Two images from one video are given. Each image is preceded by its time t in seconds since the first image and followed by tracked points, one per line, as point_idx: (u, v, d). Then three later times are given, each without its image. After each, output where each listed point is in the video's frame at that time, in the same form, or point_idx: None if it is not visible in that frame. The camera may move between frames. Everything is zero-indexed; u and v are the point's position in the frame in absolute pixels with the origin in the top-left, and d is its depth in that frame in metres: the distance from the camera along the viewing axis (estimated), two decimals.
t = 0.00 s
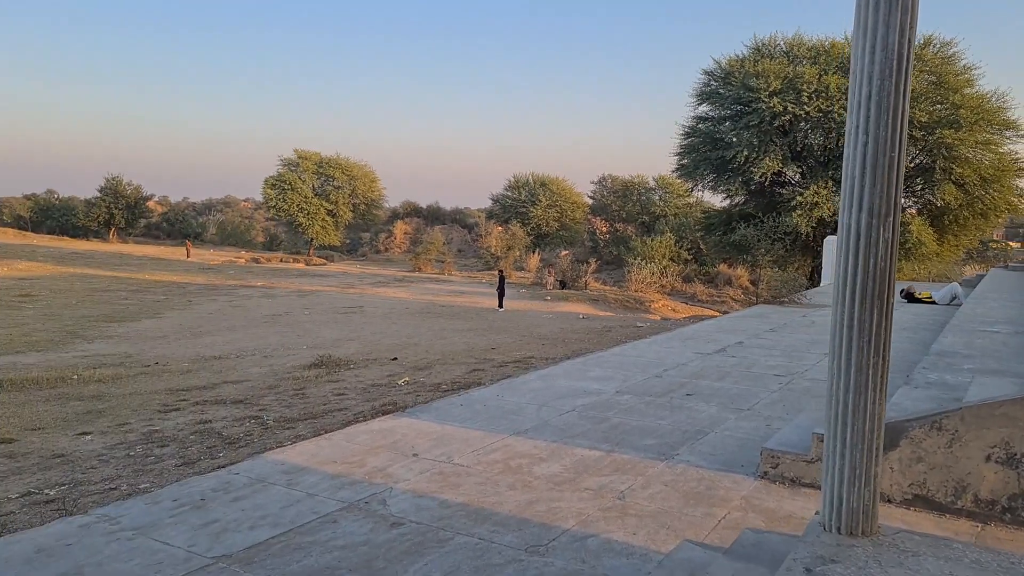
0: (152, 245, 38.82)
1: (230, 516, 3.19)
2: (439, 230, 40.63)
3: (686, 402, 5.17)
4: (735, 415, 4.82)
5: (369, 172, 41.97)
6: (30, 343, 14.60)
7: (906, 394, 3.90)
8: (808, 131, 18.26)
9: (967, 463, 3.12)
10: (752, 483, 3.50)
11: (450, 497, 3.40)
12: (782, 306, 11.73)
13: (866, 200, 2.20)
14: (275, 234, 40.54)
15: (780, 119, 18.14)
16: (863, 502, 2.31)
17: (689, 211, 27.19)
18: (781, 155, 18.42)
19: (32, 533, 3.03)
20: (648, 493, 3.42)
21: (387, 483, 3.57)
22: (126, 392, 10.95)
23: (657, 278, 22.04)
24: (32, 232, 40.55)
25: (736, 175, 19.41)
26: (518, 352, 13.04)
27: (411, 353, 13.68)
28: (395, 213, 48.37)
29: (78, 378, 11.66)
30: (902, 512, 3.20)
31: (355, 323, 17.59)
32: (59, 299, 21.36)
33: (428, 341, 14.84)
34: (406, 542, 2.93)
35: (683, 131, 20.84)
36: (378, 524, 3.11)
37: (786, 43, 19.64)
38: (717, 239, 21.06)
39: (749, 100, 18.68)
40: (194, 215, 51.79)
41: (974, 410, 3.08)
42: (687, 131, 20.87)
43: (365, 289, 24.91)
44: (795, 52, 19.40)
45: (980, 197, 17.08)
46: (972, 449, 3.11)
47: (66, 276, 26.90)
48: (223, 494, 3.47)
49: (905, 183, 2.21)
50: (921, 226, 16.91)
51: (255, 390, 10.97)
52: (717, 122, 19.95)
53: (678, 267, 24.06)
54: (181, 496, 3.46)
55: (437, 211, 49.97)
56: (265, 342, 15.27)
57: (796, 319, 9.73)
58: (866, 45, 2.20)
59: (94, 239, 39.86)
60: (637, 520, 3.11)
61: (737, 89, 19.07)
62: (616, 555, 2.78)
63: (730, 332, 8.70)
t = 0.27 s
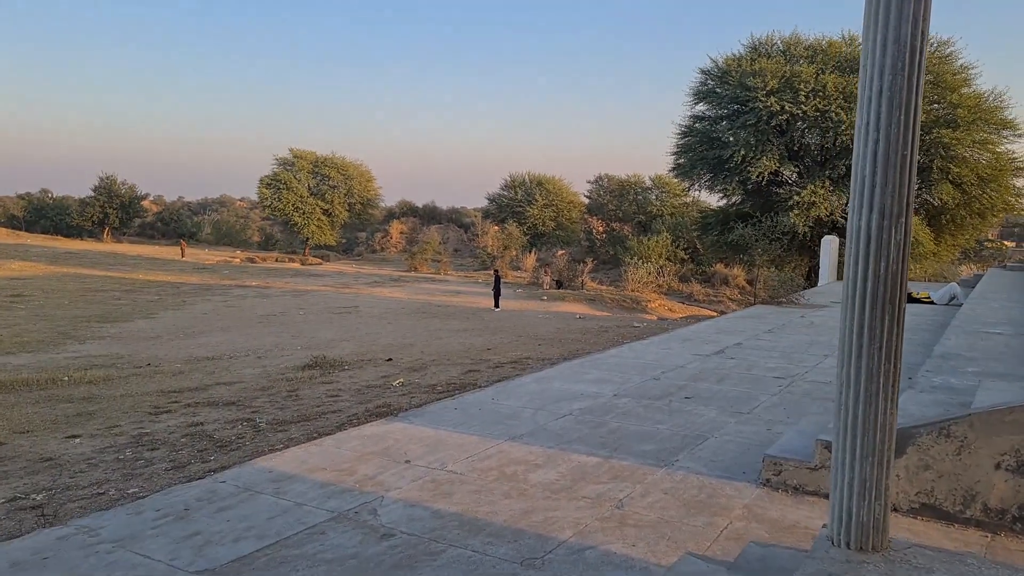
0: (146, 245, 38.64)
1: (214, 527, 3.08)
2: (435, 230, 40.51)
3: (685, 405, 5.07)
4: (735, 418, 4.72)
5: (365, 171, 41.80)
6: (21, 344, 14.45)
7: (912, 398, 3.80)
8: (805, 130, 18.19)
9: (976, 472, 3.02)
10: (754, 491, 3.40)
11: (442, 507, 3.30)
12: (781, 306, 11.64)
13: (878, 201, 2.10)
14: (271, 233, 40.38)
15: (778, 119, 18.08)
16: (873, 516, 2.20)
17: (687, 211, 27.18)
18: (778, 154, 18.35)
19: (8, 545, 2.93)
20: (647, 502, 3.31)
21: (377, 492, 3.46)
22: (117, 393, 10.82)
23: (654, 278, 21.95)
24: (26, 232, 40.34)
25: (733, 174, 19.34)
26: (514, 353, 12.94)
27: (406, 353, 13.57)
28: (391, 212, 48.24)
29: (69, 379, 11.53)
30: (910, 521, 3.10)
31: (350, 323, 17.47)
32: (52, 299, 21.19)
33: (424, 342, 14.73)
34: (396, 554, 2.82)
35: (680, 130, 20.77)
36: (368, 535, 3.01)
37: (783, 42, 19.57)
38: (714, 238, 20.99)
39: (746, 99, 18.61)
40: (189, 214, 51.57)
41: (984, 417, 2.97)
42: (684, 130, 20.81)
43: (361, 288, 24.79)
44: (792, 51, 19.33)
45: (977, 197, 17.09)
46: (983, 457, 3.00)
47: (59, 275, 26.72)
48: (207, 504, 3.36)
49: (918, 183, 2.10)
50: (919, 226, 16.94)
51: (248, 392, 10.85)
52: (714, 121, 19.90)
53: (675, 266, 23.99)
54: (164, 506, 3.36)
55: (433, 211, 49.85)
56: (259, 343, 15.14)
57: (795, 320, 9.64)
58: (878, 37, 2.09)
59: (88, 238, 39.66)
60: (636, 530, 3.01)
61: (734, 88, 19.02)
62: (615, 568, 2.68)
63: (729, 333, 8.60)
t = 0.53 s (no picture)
0: (140, 244, 38.43)
1: (197, 539, 2.97)
2: (430, 229, 40.37)
3: (684, 408, 4.96)
4: (735, 422, 4.61)
5: (360, 170, 41.64)
6: (11, 345, 14.29)
7: (918, 402, 3.69)
8: (802, 129, 18.10)
9: (987, 479, 2.91)
10: (756, 499, 3.28)
11: (434, 516, 3.18)
12: (779, 306, 11.55)
13: (891, 198, 1.97)
14: (266, 232, 40.20)
15: (775, 117, 17.98)
16: (884, 529, 2.09)
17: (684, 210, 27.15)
18: (775, 153, 18.26)
19: None
20: (646, 510, 3.20)
21: (367, 500, 3.35)
22: (107, 395, 10.67)
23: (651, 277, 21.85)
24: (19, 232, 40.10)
25: (729, 173, 19.26)
26: (510, 353, 12.82)
27: (401, 354, 13.45)
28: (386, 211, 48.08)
29: (58, 381, 11.38)
30: (919, 530, 2.99)
31: (345, 323, 17.33)
32: (44, 299, 21.00)
33: (419, 342, 14.62)
34: (385, 566, 2.71)
35: (677, 129, 20.68)
36: (356, 546, 2.89)
37: (780, 40, 19.48)
38: (711, 237, 20.91)
39: (743, 97, 18.53)
40: (183, 213, 51.33)
41: (996, 422, 2.86)
42: (680, 129, 20.72)
43: (356, 288, 24.64)
44: (789, 49, 19.24)
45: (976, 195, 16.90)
46: (994, 464, 2.89)
47: (52, 275, 26.51)
48: (190, 513, 3.24)
49: (933, 179, 1.97)
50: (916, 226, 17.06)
51: (240, 393, 10.71)
52: (711, 120, 19.82)
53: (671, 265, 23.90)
54: (146, 516, 3.24)
55: (429, 210, 49.74)
56: (253, 343, 15.00)
57: (794, 320, 9.54)
58: (890, 25, 1.97)
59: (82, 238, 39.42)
60: (635, 541, 2.90)
61: (731, 86, 18.93)
62: None
63: (727, 333, 8.50)
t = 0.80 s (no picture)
0: (135, 243, 38.22)
1: (176, 552, 2.83)
2: (426, 228, 40.23)
3: (683, 412, 4.84)
4: (737, 426, 4.49)
5: (355, 169, 41.47)
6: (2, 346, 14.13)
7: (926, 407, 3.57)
8: (800, 127, 17.98)
9: (1001, 488, 2.79)
10: (760, 508, 3.17)
11: (425, 527, 3.05)
12: (777, 306, 11.44)
13: (908, 193, 1.85)
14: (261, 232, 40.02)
15: (772, 115, 17.87)
16: (900, 545, 1.96)
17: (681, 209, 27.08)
18: (773, 151, 18.16)
19: None
20: (645, 519, 3.07)
21: (356, 510, 3.22)
22: (97, 396, 10.52)
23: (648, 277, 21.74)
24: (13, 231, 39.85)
25: (726, 172, 19.16)
26: (506, 354, 12.70)
27: (396, 354, 13.32)
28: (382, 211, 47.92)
29: (48, 382, 11.21)
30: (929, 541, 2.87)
31: (340, 323, 17.19)
32: (37, 299, 20.82)
33: (415, 342, 14.49)
34: None
35: (674, 127, 20.58)
36: (343, 560, 2.76)
37: (777, 38, 19.37)
38: (708, 236, 20.82)
39: (740, 95, 18.42)
40: (179, 213, 51.10)
41: (1011, 429, 2.74)
42: (677, 127, 20.62)
43: (351, 288, 24.50)
44: (787, 47, 19.12)
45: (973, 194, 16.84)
46: (1008, 472, 2.78)
47: (45, 275, 26.31)
48: (171, 524, 3.11)
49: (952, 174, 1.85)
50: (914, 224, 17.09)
51: (232, 394, 10.56)
52: (708, 119, 19.72)
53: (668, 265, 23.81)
54: (125, 527, 3.10)
55: (426, 209, 49.60)
56: (246, 343, 14.85)
57: (793, 320, 9.44)
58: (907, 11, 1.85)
59: (76, 237, 39.20)
60: (635, 553, 2.77)
61: (728, 84, 18.83)
62: None
63: (726, 334, 8.39)
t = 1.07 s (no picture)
0: (131, 242, 38.05)
1: (156, 567, 2.71)
2: (423, 228, 40.08)
3: (683, 417, 4.72)
4: (738, 431, 4.38)
5: (352, 168, 41.29)
6: None
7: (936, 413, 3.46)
8: (798, 126, 17.88)
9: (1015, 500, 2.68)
10: (764, 519, 3.05)
11: (416, 540, 2.93)
12: (777, 307, 11.34)
13: (928, 192, 1.73)
14: (257, 231, 39.84)
15: (771, 115, 17.76)
16: (918, 569, 1.84)
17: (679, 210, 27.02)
18: (772, 150, 18.06)
19: None
20: (645, 531, 2.96)
21: (344, 521, 3.10)
22: (89, 398, 10.38)
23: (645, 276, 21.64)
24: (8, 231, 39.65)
25: (725, 172, 19.06)
26: (503, 354, 12.59)
27: (392, 355, 13.20)
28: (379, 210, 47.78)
29: (39, 383, 11.07)
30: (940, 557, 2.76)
31: (335, 323, 17.07)
32: (30, 299, 20.68)
33: (411, 342, 14.37)
34: None
35: (672, 127, 20.48)
36: None
37: (776, 37, 19.26)
38: (706, 236, 20.73)
39: (738, 95, 18.32)
40: (175, 213, 50.86)
41: None
42: (675, 127, 20.53)
43: (348, 288, 24.36)
44: (785, 46, 19.02)
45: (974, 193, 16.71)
46: None
47: (39, 275, 26.15)
48: (153, 537, 2.99)
49: (975, 172, 1.73)
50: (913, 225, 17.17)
51: (226, 396, 10.42)
52: (706, 118, 19.63)
53: (665, 265, 23.73)
54: (104, 540, 2.98)
55: (423, 209, 49.48)
56: (241, 344, 14.71)
57: (793, 321, 9.33)
58: None
59: (72, 237, 39.02)
60: (634, 570, 2.65)
61: (726, 83, 18.72)
62: None
63: (725, 335, 8.29)
